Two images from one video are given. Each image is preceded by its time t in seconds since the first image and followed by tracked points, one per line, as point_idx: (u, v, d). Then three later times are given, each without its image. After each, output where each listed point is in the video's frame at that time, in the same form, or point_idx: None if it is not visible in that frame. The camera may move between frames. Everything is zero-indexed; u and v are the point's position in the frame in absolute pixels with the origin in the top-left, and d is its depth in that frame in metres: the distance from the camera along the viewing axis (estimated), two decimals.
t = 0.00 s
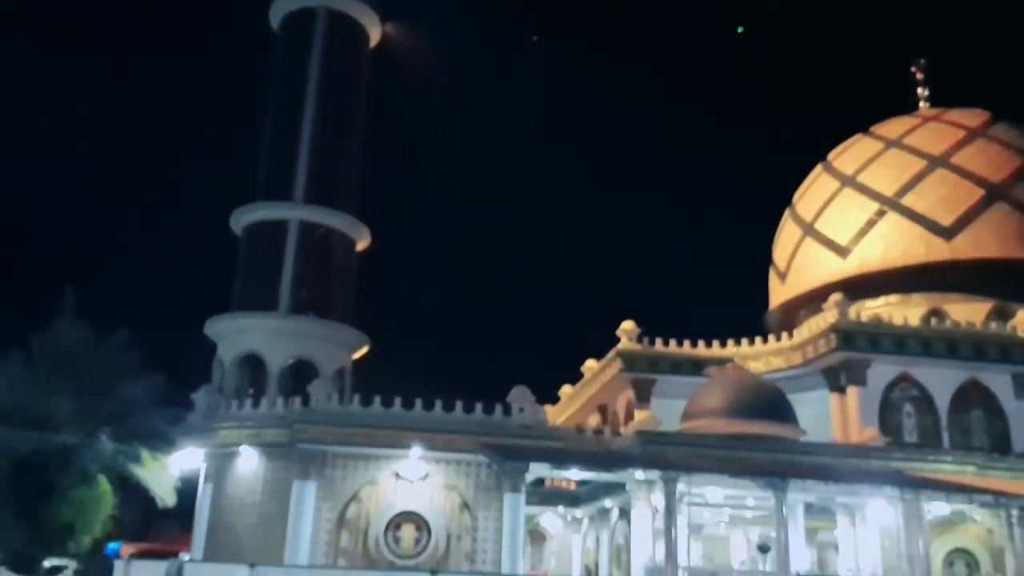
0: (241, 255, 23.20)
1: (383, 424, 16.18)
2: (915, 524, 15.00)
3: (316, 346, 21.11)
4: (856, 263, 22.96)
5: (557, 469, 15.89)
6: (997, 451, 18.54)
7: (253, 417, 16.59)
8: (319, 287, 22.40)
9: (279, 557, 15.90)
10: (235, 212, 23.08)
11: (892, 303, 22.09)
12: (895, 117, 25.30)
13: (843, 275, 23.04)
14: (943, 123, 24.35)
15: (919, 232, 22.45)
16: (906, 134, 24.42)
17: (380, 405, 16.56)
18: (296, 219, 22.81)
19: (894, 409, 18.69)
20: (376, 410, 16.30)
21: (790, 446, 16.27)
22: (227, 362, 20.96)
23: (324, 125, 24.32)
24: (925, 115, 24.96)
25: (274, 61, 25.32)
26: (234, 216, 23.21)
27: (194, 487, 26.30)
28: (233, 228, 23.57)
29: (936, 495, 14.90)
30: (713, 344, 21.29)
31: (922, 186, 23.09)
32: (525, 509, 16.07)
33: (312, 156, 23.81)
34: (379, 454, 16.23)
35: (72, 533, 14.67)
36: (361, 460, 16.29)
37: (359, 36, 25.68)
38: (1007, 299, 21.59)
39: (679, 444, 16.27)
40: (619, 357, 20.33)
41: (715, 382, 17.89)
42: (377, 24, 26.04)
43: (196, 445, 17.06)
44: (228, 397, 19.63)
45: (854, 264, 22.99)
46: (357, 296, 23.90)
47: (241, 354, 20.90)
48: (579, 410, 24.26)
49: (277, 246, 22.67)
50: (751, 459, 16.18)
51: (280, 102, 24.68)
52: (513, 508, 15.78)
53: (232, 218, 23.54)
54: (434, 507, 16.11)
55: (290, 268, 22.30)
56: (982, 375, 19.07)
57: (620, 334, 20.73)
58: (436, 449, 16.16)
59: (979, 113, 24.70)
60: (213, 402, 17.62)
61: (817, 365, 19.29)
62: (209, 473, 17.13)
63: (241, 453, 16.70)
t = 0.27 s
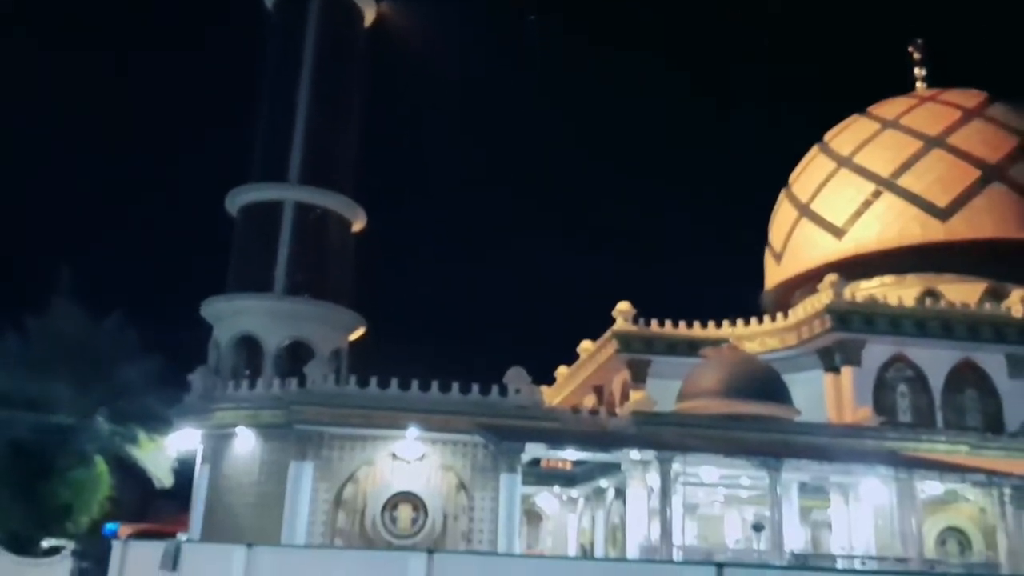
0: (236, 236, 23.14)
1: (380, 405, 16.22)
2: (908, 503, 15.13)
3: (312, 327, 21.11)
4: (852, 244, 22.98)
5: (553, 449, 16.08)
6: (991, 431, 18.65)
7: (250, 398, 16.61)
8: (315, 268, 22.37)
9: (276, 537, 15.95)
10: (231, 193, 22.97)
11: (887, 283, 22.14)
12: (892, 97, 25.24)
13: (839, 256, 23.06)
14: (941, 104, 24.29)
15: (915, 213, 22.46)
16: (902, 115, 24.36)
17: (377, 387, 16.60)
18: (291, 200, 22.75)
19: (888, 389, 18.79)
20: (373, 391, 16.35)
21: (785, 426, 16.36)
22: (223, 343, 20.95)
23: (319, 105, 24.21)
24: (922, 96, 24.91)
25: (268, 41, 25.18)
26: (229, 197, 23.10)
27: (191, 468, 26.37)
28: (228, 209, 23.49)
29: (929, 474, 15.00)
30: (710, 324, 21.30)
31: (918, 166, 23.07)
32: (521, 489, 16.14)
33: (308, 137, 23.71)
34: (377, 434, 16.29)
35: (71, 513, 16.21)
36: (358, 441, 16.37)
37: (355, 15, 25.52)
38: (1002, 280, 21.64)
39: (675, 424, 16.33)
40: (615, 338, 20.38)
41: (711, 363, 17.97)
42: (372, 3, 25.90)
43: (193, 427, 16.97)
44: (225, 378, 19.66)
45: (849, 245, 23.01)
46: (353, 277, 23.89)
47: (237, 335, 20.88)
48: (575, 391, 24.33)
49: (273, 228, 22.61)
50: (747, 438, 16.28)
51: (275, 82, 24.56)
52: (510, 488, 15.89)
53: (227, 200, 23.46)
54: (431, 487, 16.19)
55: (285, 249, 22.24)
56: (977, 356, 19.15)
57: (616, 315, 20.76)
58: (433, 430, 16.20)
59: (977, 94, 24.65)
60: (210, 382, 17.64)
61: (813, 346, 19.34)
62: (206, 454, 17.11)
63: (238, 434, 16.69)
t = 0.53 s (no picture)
0: (220, 221, 22.97)
1: (366, 391, 16.22)
2: (889, 487, 15.30)
3: (297, 313, 21.03)
4: (836, 230, 23.09)
5: (539, 436, 15.88)
6: (972, 416, 18.84)
7: (235, 384, 16.56)
8: (300, 254, 22.29)
9: (261, 524, 15.93)
10: (217, 176, 22.62)
11: (870, 270, 22.31)
12: (876, 84, 25.31)
13: (824, 242, 23.18)
14: (925, 90, 24.38)
15: (899, 200, 22.57)
16: (887, 102, 24.43)
17: (362, 373, 16.61)
18: (276, 185, 22.54)
19: (870, 374, 18.95)
20: (359, 377, 16.35)
21: (769, 411, 16.46)
22: (207, 330, 20.83)
23: (303, 90, 24.07)
24: (906, 82, 24.98)
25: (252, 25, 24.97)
26: (215, 181, 22.75)
27: (176, 456, 26.29)
28: (211, 194, 23.27)
29: (910, 458, 15.14)
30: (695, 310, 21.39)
31: (902, 153, 23.17)
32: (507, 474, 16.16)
33: (292, 122, 23.55)
34: (362, 421, 16.29)
35: (55, 501, 16.18)
36: (344, 427, 16.37)
37: None
38: (984, 266, 21.81)
39: (660, 410, 16.41)
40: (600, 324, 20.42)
41: (696, 349, 18.04)
42: None
43: (177, 414, 17.10)
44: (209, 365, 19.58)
45: (834, 232, 23.12)
46: (338, 263, 23.83)
47: (222, 321, 20.77)
48: (560, 377, 24.42)
49: (258, 214, 22.48)
50: (731, 424, 16.39)
51: (259, 67, 24.40)
52: (495, 474, 15.82)
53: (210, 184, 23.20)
54: (416, 473, 16.21)
55: (270, 234, 22.08)
56: (959, 341, 19.32)
57: (602, 301, 20.79)
58: (419, 416, 16.22)
59: (961, 80, 24.74)
60: (194, 369, 18.10)
61: (796, 332, 19.47)
62: (192, 441, 17.10)
63: (223, 420, 16.66)
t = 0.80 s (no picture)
0: (198, 212, 22.78)
1: (346, 382, 16.20)
2: (865, 476, 15.48)
3: (276, 304, 20.90)
4: (814, 222, 23.27)
5: (518, 426, 15.95)
6: (946, 406, 19.09)
7: (213, 375, 16.48)
8: (278, 245, 22.16)
9: (240, 515, 15.86)
10: (195, 165, 22.45)
11: (847, 261, 22.51)
12: (854, 77, 25.47)
13: (801, 234, 23.37)
14: (902, 84, 24.56)
15: (875, 192, 22.77)
16: (864, 94, 24.61)
17: (342, 364, 16.57)
18: (254, 175, 22.40)
19: (847, 364, 19.14)
20: (339, 369, 16.32)
21: (747, 402, 16.60)
22: (185, 320, 20.67)
23: (282, 80, 23.88)
24: (884, 75, 25.17)
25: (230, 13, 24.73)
26: (192, 170, 22.58)
27: (153, 447, 26.11)
28: (189, 183, 23.05)
29: (885, 447, 15.30)
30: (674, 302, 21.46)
31: (879, 146, 23.35)
32: (487, 466, 16.25)
33: (271, 111, 23.37)
34: (342, 412, 16.23)
35: (30, 492, 15.89)
36: (323, 419, 16.30)
37: None
38: (959, 258, 22.08)
39: (639, 401, 16.50)
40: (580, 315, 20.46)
41: (675, 339, 18.15)
42: None
43: (154, 406, 16.95)
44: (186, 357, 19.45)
45: (811, 224, 23.31)
46: (317, 254, 23.71)
47: (199, 312, 20.63)
48: (540, 368, 24.47)
49: (236, 205, 22.31)
50: (709, 413, 16.52)
51: (238, 56, 24.18)
52: (476, 465, 15.96)
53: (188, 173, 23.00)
54: (396, 464, 16.19)
55: (248, 226, 21.96)
56: (933, 332, 19.56)
57: (582, 292, 20.83)
58: (399, 407, 16.20)
59: (937, 74, 24.96)
60: (173, 360, 18.16)
61: (774, 323, 19.61)
62: (169, 432, 16.98)
63: (201, 412, 16.54)
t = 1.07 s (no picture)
0: (172, 202, 22.55)
1: (323, 373, 16.21)
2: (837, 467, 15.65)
3: (252, 296, 20.75)
4: (789, 215, 23.44)
5: (495, 418, 15.95)
6: (917, 397, 19.34)
7: (188, 366, 16.38)
8: (254, 235, 22.01)
9: (214, 508, 15.74)
10: (167, 155, 22.20)
11: (821, 254, 22.75)
12: (829, 71, 25.65)
13: (776, 227, 23.52)
14: (876, 78, 24.77)
15: (849, 185, 22.97)
16: (839, 89, 24.79)
17: (319, 355, 16.52)
18: (229, 165, 22.14)
19: (820, 356, 19.34)
20: (316, 360, 16.31)
21: (722, 393, 16.72)
22: (159, 311, 20.49)
23: (257, 69, 23.66)
24: (858, 70, 25.36)
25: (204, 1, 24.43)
26: (165, 161, 22.36)
27: (127, 439, 25.89)
28: (162, 173, 22.78)
29: (857, 438, 15.48)
30: (650, 294, 21.53)
31: (854, 139, 23.53)
32: (464, 458, 16.22)
33: (245, 101, 23.16)
34: (318, 404, 16.16)
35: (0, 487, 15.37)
36: (299, 410, 16.21)
37: None
38: (930, 251, 22.30)
39: (616, 392, 16.58)
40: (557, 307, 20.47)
41: (651, 331, 18.25)
42: None
43: (129, 397, 16.83)
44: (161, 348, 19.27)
45: (786, 217, 23.48)
46: (293, 245, 23.56)
47: (174, 303, 20.46)
48: (517, 360, 24.51)
49: (211, 195, 22.10)
50: (684, 404, 16.62)
51: (212, 45, 23.92)
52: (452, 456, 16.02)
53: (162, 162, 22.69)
54: (372, 456, 16.15)
55: (223, 215, 21.73)
56: (905, 324, 19.80)
57: (559, 285, 20.85)
58: (375, 399, 16.15)
59: (910, 69, 25.19)
60: (147, 351, 18.04)
61: (749, 315, 19.76)
62: (143, 425, 16.86)
63: (175, 403, 16.44)
